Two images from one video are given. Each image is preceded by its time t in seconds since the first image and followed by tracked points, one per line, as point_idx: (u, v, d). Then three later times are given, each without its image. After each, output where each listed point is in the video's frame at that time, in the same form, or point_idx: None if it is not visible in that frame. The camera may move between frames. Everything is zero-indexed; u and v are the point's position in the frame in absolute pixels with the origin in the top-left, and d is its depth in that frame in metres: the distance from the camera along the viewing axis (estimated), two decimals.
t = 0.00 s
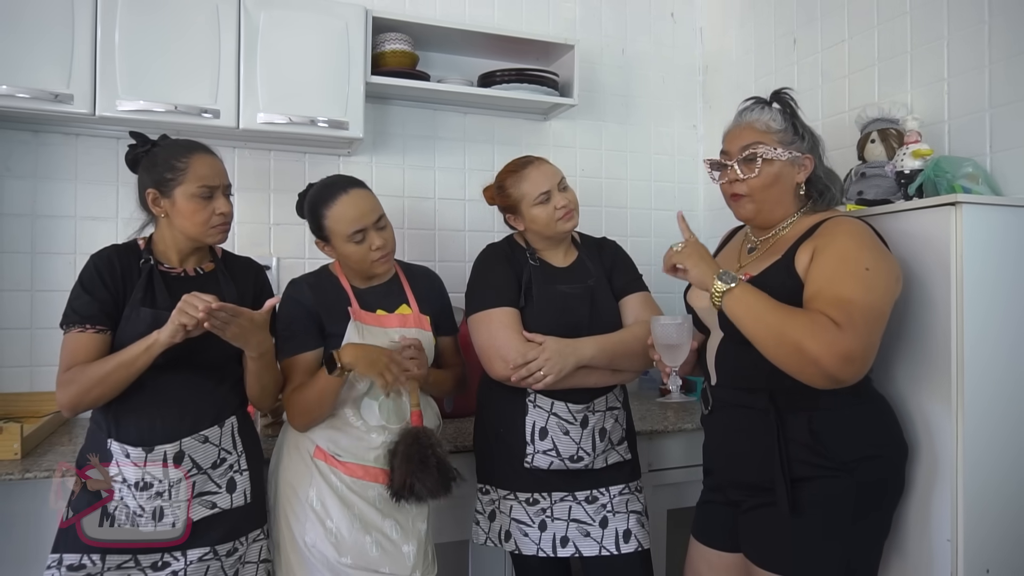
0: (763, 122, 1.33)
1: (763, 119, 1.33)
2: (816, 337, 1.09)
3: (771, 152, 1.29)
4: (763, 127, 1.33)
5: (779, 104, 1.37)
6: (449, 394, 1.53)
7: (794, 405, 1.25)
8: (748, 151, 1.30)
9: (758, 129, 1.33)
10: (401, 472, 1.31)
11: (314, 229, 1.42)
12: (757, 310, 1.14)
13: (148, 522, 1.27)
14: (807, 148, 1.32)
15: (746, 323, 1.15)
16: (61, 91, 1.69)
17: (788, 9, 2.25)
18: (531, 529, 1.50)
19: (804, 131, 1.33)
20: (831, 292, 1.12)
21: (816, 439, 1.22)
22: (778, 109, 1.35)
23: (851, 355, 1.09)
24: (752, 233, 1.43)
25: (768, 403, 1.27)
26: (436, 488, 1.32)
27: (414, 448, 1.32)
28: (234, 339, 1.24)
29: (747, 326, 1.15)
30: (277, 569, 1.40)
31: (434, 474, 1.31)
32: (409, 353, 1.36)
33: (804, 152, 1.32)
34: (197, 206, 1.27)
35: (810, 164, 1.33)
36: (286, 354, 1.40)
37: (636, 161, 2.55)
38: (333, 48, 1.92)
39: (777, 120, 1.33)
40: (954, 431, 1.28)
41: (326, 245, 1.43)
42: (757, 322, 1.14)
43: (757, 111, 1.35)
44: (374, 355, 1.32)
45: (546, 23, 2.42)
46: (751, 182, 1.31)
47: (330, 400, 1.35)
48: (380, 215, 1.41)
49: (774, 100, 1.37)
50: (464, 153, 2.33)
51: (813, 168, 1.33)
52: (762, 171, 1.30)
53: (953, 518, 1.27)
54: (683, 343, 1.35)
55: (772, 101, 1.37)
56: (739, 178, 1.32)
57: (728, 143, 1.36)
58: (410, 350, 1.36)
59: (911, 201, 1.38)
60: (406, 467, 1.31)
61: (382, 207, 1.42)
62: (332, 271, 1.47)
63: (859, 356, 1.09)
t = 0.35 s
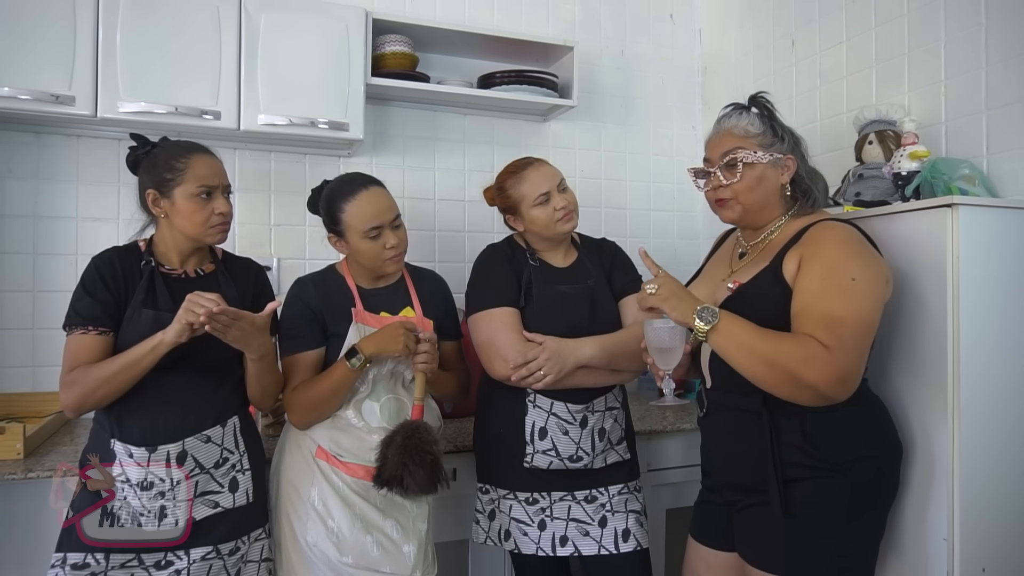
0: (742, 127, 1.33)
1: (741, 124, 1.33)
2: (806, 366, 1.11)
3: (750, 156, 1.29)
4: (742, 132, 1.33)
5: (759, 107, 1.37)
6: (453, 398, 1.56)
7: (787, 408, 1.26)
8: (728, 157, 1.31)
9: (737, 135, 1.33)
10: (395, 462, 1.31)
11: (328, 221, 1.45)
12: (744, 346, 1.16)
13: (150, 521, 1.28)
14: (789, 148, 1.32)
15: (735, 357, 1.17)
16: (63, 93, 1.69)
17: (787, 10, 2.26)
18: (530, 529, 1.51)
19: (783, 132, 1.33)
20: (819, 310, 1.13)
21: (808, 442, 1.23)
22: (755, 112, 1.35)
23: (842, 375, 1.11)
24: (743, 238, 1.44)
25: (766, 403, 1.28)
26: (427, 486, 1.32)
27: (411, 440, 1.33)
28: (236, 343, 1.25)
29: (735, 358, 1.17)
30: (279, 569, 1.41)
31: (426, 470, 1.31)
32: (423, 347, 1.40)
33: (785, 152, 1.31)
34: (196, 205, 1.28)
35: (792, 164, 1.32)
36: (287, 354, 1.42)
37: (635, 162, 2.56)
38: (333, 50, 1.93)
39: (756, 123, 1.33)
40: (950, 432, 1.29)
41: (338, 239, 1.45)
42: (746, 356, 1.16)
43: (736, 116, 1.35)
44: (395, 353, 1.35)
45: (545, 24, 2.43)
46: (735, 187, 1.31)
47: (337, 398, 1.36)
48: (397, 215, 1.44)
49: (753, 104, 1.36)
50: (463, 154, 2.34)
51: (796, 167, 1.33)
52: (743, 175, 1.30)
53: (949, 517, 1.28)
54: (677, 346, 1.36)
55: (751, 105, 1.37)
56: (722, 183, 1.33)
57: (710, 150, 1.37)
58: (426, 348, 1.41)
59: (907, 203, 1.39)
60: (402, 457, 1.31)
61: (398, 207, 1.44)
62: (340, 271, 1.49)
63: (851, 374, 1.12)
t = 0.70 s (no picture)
0: (734, 130, 1.35)
1: (733, 126, 1.35)
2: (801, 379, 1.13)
3: (742, 158, 1.31)
4: (733, 134, 1.34)
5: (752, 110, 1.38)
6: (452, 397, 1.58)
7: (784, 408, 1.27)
8: (720, 159, 1.33)
9: (728, 137, 1.35)
10: (403, 466, 1.33)
11: (330, 223, 1.46)
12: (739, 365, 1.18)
13: (152, 519, 1.29)
14: (780, 150, 1.33)
15: (733, 375, 1.19)
16: (65, 94, 1.70)
17: (785, 12, 2.27)
18: (530, 527, 1.52)
19: (775, 134, 1.35)
20: (810, 317, 1.14)
21: (803, 442, 1.24)
22: (748, 115, 1.37)
23: (838, 380, 1.13)
24: (738, 241, 1.45)
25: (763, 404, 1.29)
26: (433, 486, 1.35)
27: (419, 442, 1.35)
28: (234, 340, 1.26)
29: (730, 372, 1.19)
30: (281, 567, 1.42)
31: (433, 472, 1.34)
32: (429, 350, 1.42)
33: (777, 155, 1.33)
34: (197, 207, 1.29)
35: (784, 167, 1.34)
36: (291, 355, 1.42)
37: (635, 163, 2.57)
38: (334, 52, 1.94)
39: (747, 126, 1.35)
40: (947, 432, 1.30)
41: (341, 241, 1.47)
42: (740, 375, 1.18)
43: (727, 119, 1.37)
44: (402, 356, 1.37)
45: (545, 26, 2.44)
46: (727, 189, 1.32)
47: (342, 399, 1.37)
48: (398, 221, 1.44)
49: (745, 106, 1.38)
50: (463, 155, 2.35)
51: (788, 170, 1.34)
52: (735, 177, 1.32)
53: (945, 517, 1.30)
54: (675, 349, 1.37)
55: (743, 108, 1.38)
56: (715, 185, 1.34)
57: (702, 153, 1.38)
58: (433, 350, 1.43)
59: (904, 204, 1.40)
60: (411, 459, 1.33)
61: (400, 213, 1.44)
62: (342, 273, 1.49)
63: (847, 378, 1.13)
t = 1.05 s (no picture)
0: (738, 130, 1.36)
1: (738, 126, 1.36)
2: (789, 378, 1.15)
3: (744, 160, 1.32)
4: (738, 135, 1.35)
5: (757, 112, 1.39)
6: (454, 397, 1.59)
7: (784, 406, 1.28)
8: (724, 160, 1.34)
9: (733, 137, 1.36)
10: (404, 464, 1.34)
11: (332, 225, 1.47)
12: (726, 372, 1.20)
13: (155, 518, 1.30)
14: (784, 152, 1.34)
15: (723, 383, 1.22)
16: (69, 95, 1.71)
17: (784, 13, 2.28)
18: (530, 526, 1.53)
19: (780, 136, 1.35)
20: (805, 316, 1.15)
21: (802, 441, 1.25)
22: (752, 116, 1.37)
23: (828, 380, 1.14)
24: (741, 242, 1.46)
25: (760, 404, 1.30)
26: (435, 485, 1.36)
27: (419, 441, 1.36)
28: (237, 339, 1.27)
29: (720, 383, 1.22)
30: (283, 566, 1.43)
31: (433, 470, 1.35)
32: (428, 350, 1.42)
33: (780, 157, 1.34)
34: (199, 207, 1.30)
35: (787, 169, 1.35)
36: (292, 356, 1.44)
37: (635, 163, 2.58)
38: (335, 54, 1.95)
39: (752, 127, 1.35)
40: (944, 432, 1.30)
41: (342, 243, 1.48)
42: (729, 378, 1.20)
43: (731, 119, 1.38)
44: (400, 355, 1.38)
45: (545, 27, 2.45)
46: (729, 189, 1.34)
47: (342, 398, 1.38)
48: (399, 223, 1.45)
49: (750, 108, 1.39)
50: (464, 155, 2.36)
51: (791, 172, 1.35)
52: (737, 178, 1.33)
53: (942, 516, 1.31)
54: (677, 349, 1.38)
55: (748, 109, 1.39)
56: (717, 185, 1.35)
57: (706, 152, 1.40)
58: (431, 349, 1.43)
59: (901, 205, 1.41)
60: (411, 458, 1.34)
61: (400, 215, 1.45)
62: (343, 275, 1.50)
63: (837, 377, 1.15)
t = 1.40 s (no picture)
0: (754, 125, 1.35)
1: (756, 121, 1.35)
2: (789, 377, 1.16)
3: (753, 155, 1.33)
4: (754, 129, 1.35)
5: (784, 106, 1.38)
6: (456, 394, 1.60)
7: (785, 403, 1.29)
8: (734, 151, 1.36)
9: (749, 131, 1.35)
10: (416, 458, 1.37)
11: (332, 223, 1.48)
12: (722, 375, 1.22)
13: (160, 515, 1.31)
14: (797, 151, 1.33)
15: (725, 388, 1.22)
16: (72, 96, 1.72)
17: (784, 13, 2.29)
18: (531, 524, 1.54)
19: (798, 135, 1.34)
20: (805, 314, 1.16)
21: (803, 438, 1.26)
22: (774, 111, 1.37)
23: (828, 377, 1.15)
24: (746, 238, 1.47)
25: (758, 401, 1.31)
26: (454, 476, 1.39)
27: (427, 438, 1.38)
28: (241, 338, 1.28)
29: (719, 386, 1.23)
30: (286, 563, 1.44)
31: (449, 462, 1.38)
32: (422, 345, 1.43)
33: (792, 156, 1.33)
34: (200, 208, 1.31)
35: (798, 170, 1.34)
36: (293, 355, 1.45)
37: (635, 163, 2.59)
38: (336, 55, 1.96)
39: (770, 123, 1.34)
40: (943, 429, 1.31)
41: (343, 241, 1.48)
42: (728, 381, 1.22)
43: (752, 112, 1.37)
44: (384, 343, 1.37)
45: (546, 28, 2.46)
46: (736, 181, 1.37)
47: (337, 395, 1.40)
48: (399, 216, 1.47)
49: (778, 103, 1.38)
50: (465, 155, 2.37)
51: (802, 173, 1.34)
52: (744, 171, 1.35)
53: (941, 513, 1.31)
54: (680, 345, 1.40)
55: (776, 104, 1.38)
56: (726, 175, 1.38)
57: (724, 142, 1.41)
58: (422, 343, 1.43)
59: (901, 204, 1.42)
60: (422, 454, 1.37)
61: (401, 210, 1.47)
62: (344, 274, 1.52)
63: (837, 375, 1.15)
